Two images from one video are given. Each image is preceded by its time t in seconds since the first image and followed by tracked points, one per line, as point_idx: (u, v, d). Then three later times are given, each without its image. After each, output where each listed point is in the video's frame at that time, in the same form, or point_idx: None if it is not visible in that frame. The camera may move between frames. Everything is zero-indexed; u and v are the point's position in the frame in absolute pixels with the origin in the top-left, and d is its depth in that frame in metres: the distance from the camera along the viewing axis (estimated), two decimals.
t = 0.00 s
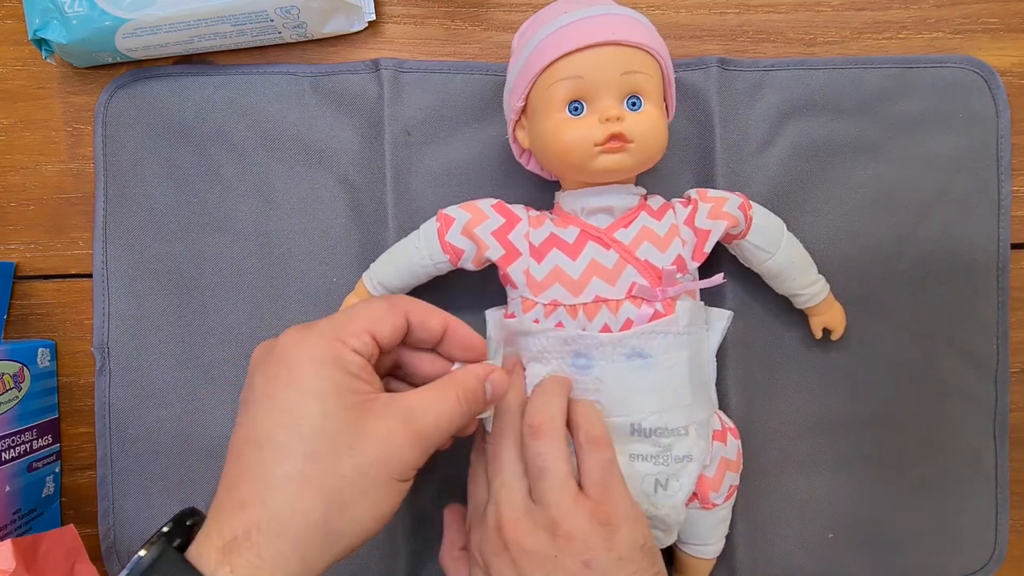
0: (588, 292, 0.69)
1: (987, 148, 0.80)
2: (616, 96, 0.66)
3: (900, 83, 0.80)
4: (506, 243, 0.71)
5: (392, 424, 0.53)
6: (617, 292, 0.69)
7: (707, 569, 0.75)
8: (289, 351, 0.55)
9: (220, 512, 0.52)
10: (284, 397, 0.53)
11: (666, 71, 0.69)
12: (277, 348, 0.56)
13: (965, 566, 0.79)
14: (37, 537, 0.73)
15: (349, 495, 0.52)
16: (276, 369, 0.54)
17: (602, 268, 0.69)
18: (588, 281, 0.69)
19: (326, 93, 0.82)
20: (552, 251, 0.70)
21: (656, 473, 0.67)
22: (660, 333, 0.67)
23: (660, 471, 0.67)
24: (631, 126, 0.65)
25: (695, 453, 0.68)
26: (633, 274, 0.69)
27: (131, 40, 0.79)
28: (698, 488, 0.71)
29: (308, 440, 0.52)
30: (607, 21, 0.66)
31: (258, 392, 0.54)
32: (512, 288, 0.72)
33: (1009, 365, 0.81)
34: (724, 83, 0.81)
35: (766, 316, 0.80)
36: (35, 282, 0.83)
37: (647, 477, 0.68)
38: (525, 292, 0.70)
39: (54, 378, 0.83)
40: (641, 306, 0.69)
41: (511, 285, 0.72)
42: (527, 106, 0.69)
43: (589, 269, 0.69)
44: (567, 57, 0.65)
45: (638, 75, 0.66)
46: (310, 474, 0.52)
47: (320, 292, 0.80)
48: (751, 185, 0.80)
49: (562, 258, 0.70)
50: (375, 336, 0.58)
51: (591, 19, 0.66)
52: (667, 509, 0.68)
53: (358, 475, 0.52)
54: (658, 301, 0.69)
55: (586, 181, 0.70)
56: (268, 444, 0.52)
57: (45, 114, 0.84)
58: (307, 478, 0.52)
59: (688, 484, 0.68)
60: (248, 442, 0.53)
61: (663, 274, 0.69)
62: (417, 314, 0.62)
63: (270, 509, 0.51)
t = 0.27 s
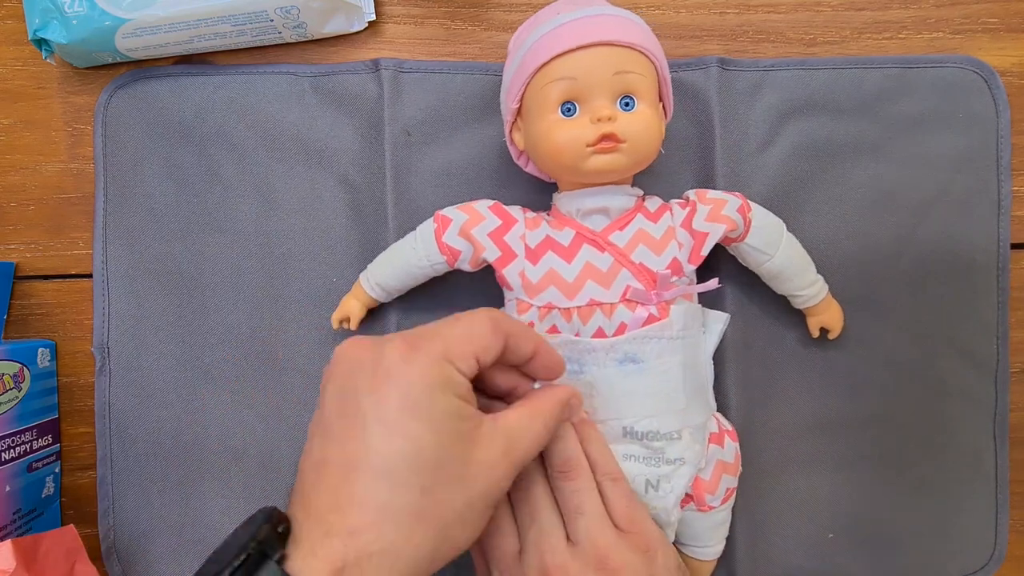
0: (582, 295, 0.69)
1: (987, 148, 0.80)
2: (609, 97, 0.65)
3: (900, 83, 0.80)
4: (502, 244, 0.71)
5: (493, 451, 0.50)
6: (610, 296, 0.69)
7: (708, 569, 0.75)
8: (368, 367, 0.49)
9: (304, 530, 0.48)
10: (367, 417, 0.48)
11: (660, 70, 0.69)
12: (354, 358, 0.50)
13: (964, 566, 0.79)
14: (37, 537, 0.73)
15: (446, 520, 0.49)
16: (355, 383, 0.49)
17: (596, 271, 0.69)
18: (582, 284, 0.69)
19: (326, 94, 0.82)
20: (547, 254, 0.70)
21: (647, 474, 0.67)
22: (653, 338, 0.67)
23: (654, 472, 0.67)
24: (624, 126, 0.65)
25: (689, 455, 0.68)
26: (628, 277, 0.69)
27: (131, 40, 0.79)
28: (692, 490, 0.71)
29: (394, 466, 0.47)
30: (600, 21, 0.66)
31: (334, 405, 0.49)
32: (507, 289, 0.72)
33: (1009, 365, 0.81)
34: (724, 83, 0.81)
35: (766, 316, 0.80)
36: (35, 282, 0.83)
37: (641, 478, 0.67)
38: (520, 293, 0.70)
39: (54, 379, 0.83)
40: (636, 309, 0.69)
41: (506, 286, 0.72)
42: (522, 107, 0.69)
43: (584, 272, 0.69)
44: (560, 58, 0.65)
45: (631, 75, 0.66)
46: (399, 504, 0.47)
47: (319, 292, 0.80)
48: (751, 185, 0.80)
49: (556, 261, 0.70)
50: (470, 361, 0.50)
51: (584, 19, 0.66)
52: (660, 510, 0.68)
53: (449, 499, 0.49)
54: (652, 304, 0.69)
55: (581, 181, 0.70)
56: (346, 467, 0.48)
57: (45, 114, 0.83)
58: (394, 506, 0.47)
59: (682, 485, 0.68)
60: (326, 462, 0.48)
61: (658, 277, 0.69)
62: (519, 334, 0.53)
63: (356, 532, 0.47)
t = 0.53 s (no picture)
0: (589, 291, 0.69)
1: (987, 148, 0.80)
2: (617, 93, 0.65)
3: (900, 83, 0.80)
4: (507, 240, 0.71)
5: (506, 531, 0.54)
6: (617, 292, 0.69)
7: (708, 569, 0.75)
8: (402, 458, 0.51)
9: None
10: (398, 495, 0.51)
11: (667, 67, 0.69)
12: (379, 436, 0.53)
13: (964, 566, 0.79)
14: (37, 536, 0.73)
15: None
16: (386, 465, 0.52)
17: (602, 267, 0.69)
18: (589, 279, 0.69)
19: (326, 93, 0.82)
20: (553, 250, 0.70)
21: (657, 475, 0.67)
22: (660, 334, 0.67)
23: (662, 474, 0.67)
24: (633, 123, 0.65)
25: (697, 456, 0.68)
26: (634, 273, 0.69)
27: (132, 40, 0.79)
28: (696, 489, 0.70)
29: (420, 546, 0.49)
30: (607, 18, 0.66)
31: (360, 479, 0.52)
32: (512, 286, 0.72)
33: (1009, 365, 0.81)
34: (724, 83, 0.81)
35: (766, 316, 0.80)
36: (35, 282, 0.83)
37: (649, 480, 0.67)
38: (526, 289, 0.70)
39: (54, 378, 0.83)
40: (642, 305, 0.69)
41: (511, 283, 0.72)
42: (528, 104, 0.69)
43: (590, 268, 0.69)
44: (568, 54, 0.65)
45: (639, 72, 0.66)
46: None
47: (319, 292, 0.81)
48: (751, 185, 0.80)
49: (562, 257, 0.70)
50: (495, 440, 0.53)
51: (592, 17, 0.66)
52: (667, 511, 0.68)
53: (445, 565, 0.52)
54: (659, 300, 0.68)
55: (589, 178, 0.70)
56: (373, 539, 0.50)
57: (45, 114, 0.83)
58: None
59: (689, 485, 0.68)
60: (349, 537, 0.50)
61: (664, 273, 0.69)
62: (537, 407, 0.56)
63: None
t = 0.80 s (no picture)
0: (589, 290, 0.69)
1: (987, 148, 0.80)
2: (617, 93, 0.65)
3: (900, 83, 0.80)
4: (507, 240, 0.71)
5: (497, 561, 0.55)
6: (618, 292, 0.69)
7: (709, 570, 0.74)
8: (390, 492, 0.52)
9: None
10: (386, 527, 0.51)
11: (667, 67, 0.69)
12: (366, 469, 0.53)
13: (964, 567, 0.79)
14: (37, 536, 0.73)
15: None
16: (373, 498, 0.52)
17: (603, 267, 0.69)
18: (589, 279, 0.69)
19: (326, 93, 0.82)
20: (553, 250, 0.70)
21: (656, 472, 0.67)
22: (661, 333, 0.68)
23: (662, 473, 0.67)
24: (633, 123, 0.65)
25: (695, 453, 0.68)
26: (634, 273, 0.69)
27: (131, 40, 0.79)
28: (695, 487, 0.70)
29: None
30: (607, 18, 0.66)
31: (347, 512, 0.53)
32: (512, 286, 0.72)
33: (1009, 365, 0.81)
34: (724, 83, 0.81)
35: (766, 316, 0.80)
36: (36, 282, 0.83)
37: (648, 479, 0.67)
38: (526, 289, 0.70)
39: (54, 379, 0.83)
40: (642, 306, 0.69)
41: (511, 283, 0.72)
42: (528, 104, 0.69)
43: (590, 268, 0.69)
44: (567, 54, 0.65)
45: (639, 72, 0.66)
46: None
47: (319, 292, 0.80)
48: (751, 185, 0.80)
49: (562, 257, 0.70)
50: (485, 469, 0.53)
51: (591, 17, 0.66)
52: (666, 510, 0.68)
53: None
54: (659, 300, 0.68)
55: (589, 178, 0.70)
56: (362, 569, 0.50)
57: (45, 114, 0.83)
58: None
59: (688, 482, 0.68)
60: (337, 569, 0.51)
61: (664, 273, 0.69)
62: (527, 433, 0.56)
63: None
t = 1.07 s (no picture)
0: (589, 291, 0.69)
1: (987, 148, 0.80)
2: (618, 94, 0.65)
3: (900, 83, 0.80)
4: (507, 240, 0.71)
5: None
6: (618, 292, 0.69)
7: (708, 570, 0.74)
8: (363, 513, 0.54)
9: None
10: (361, 549, 0.54)
11: (667, 67, 0.69)
12: (341, 491, 0.56)
13: (964, 567, 0.79)
14: (37, 536, 0.73)
15: None
16: (349, 520, 0.54)
17: (603, 267, 0.69)
18: (589, 279, 0.69)
19: (326, 93, 0.82)
20: (553, 250, 0.70)
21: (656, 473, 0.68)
22: (661, 333, 0.67)
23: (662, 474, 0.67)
24: (633, 123, 0.65)
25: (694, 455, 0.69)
26: (634, 273, 0.69)
27: (131, 40, 0.79)
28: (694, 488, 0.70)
29: None
30: (607, 18, 0.66)
31: (323, 534, 0.55)
32: (512, 286, 0.72)
33: (1009, 365, 0.81)
34: (724, 83, 0.81)
35: (766, 316, 0.80)
36: (36, 282, 0.83)
37: (648, 479, 0.68)
38: (525, 289, 0.70)
39: (54, 378, 0.83)
40: (642, 306, 0.69)
41: (511, 283, 0.72)
42: (528, 104, 0.69)
43: (590, 268, 0.69)
44: (567, 54, 0.65)
45: (639, 72, 0.66)
46: None
47: (319, 292, 0.80)
48: (751, 185, 0.80)
49: (562, 257, 0.70)
50: (457, 491, 0.56)
51: (591, 17, 0.66)
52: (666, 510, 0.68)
53: None
54: (659, 300, 0.68)
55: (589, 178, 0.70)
56: None
57: (45, 114, 0.83)
58: None
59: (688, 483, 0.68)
60: None
61: (664, 273, 0.69)
62: (499, 457, 0.59)
63: None
